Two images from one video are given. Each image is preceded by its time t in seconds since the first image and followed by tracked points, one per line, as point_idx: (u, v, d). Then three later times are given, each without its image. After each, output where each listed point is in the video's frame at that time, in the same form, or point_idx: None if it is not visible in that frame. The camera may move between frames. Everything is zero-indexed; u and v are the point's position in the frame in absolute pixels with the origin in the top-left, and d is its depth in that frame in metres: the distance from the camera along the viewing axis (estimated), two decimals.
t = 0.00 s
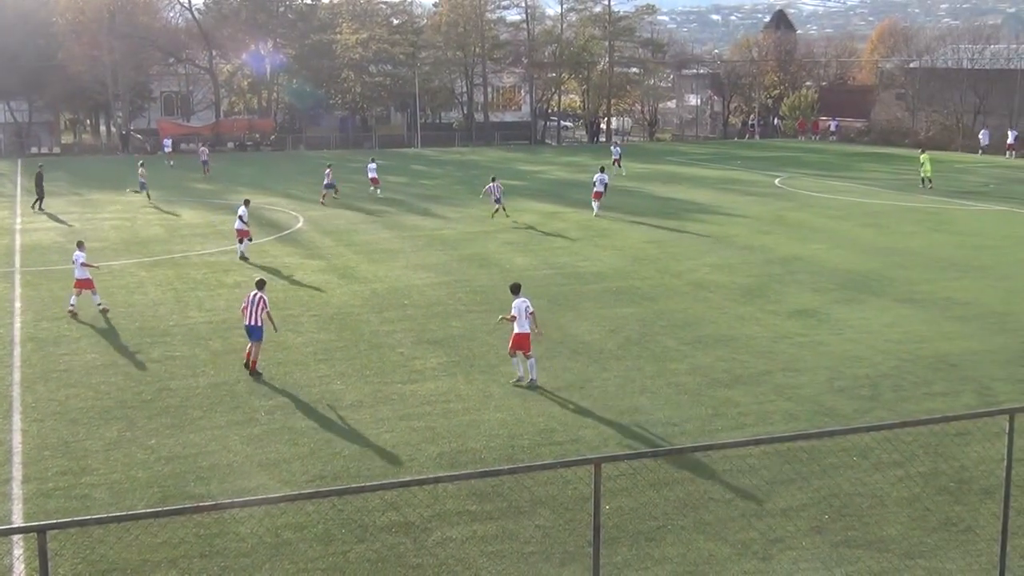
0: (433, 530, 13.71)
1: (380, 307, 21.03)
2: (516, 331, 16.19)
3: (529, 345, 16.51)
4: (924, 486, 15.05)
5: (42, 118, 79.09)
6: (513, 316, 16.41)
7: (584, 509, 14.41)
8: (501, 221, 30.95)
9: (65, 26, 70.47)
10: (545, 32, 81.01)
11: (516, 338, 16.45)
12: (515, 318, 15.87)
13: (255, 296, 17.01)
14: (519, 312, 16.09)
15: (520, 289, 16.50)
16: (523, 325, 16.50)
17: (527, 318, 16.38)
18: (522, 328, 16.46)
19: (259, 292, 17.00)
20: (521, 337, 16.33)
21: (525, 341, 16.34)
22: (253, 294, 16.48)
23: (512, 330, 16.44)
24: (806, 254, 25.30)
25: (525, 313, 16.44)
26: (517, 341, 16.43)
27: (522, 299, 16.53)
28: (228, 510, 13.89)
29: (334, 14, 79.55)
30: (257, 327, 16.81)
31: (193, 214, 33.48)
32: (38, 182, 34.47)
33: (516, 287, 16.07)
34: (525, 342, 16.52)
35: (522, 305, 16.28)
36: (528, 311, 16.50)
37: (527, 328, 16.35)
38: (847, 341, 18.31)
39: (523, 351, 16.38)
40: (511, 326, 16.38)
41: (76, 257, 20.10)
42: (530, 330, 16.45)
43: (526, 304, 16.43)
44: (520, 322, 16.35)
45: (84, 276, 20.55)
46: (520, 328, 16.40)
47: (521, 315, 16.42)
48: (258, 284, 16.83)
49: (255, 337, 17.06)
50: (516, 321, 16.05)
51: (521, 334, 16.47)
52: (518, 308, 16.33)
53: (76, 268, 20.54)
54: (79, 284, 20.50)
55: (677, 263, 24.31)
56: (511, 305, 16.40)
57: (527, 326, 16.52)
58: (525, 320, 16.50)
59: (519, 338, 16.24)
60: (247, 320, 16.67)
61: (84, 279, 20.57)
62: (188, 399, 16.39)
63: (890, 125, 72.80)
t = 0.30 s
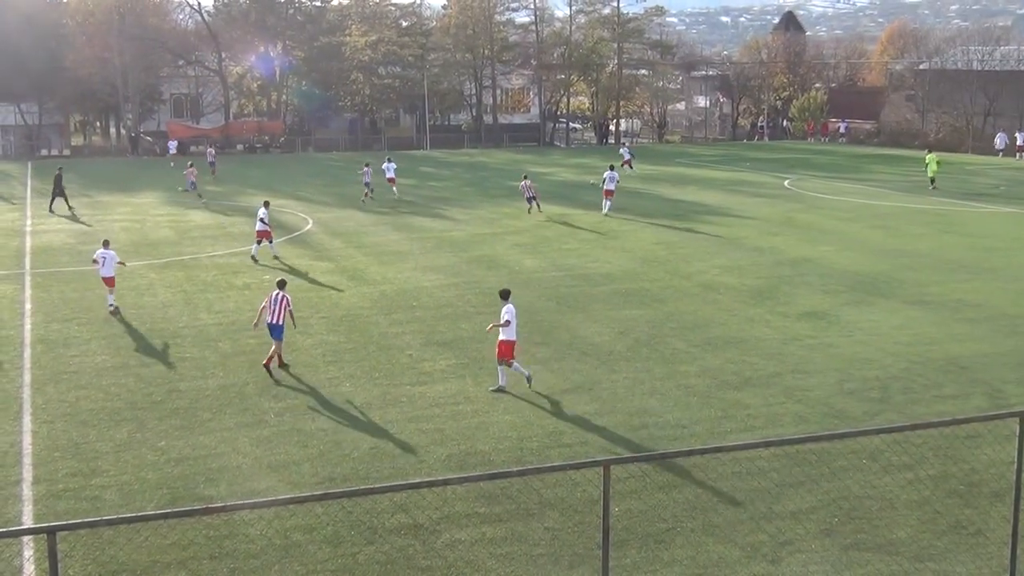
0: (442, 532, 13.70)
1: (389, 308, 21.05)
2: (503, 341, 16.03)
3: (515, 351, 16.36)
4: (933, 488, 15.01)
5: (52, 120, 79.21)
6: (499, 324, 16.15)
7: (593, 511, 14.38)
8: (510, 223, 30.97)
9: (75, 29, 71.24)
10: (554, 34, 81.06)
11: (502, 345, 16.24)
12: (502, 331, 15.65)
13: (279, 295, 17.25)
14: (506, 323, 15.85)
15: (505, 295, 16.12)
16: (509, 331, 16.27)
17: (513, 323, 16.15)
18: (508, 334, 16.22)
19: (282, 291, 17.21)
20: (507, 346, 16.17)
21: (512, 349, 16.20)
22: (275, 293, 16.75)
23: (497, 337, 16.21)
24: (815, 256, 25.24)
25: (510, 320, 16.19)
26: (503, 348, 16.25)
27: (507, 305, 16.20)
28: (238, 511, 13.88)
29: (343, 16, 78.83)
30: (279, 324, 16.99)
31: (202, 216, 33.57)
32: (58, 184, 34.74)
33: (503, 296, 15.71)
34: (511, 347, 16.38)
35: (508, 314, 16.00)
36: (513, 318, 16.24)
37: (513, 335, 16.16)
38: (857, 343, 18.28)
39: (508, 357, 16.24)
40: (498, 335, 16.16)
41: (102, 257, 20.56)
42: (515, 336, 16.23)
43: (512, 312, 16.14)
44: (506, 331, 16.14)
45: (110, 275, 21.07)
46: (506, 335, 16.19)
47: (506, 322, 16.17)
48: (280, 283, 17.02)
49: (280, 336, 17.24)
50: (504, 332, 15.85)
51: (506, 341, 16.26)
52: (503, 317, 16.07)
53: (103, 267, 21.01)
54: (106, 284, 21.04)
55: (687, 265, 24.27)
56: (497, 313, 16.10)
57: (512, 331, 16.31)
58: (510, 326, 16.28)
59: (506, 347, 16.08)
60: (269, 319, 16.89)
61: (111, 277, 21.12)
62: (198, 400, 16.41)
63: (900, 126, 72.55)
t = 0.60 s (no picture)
0: (449, 539, 13.68)
1: (397, 315, 21.05)
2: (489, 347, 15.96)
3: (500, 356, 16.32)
4: (942, 496, 14.96)
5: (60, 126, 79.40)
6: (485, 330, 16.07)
7: (599, 517, 14.35)
8: (516, 229, 30.97)
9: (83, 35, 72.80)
10: (561, 40, 81.30)
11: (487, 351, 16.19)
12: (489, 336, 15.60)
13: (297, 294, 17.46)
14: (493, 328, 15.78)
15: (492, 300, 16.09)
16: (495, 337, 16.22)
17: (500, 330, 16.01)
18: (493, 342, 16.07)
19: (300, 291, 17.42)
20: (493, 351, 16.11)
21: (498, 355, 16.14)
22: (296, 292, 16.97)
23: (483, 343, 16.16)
24: (823, 262, 25.22)
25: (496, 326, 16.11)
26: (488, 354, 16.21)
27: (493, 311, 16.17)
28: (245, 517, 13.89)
29: (351, 22, 78.87)
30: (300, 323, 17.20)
31: (209, 222, 33.60)
32: (77, 188, 35.07)
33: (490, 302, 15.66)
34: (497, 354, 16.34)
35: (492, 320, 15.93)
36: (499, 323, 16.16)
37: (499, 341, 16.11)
38: (865, 350, 18.25)
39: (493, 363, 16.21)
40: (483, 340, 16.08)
41: (120, 260, 20.73)
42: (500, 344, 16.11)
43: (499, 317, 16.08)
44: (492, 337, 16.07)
45: (127, 277, 21.24)
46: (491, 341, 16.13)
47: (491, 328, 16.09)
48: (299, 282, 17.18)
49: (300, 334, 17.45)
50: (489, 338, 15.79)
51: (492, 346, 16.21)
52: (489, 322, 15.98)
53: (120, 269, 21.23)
54: (122, 285, 21.20)
55: (694, 271, 24.27)
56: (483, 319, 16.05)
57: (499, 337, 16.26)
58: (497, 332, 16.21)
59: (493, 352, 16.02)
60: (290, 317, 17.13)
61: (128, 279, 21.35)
62: (205, 406, 16.40)
63: (907, 133, 72.46)
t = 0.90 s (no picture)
0: (467, 550, 13.36)
1: (414, 322, 20.79)
2: (486, 351, 15.86)
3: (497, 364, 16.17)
4: (971, 508, 14.56)
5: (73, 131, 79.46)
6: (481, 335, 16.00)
7: (620, 530, 14.01)
8: (535, 234, 30.65)
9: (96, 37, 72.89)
10: (581, 42, 81.00)
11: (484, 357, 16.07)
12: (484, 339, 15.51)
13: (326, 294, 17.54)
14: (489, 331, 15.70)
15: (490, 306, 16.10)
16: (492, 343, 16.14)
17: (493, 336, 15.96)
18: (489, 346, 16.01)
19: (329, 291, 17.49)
20: (490, 356, 15.97)
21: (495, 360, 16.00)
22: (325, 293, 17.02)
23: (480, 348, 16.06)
24: (848, 269, 24.80)
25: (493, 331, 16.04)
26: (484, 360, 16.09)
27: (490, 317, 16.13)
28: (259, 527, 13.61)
29: (368, 24, 78.45)
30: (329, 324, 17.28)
31: (223, 227, 33.40)
32: (95, 193, 35.56)
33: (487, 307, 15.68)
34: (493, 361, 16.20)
35: (490, 324, 15.89)
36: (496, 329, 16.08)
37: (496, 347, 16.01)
38: (892, 358, 17.87)
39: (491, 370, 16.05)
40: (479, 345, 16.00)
41: (136, 264, 20.65)
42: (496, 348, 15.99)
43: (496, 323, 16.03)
44: (489, 342, 15.97)
45: (144, 280, 21.18)
46: (488, 346, 16.02)
47: (489, 333, 16.00)
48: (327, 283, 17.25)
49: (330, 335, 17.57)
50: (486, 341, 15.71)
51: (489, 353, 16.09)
52: (486, 327, 15.92)
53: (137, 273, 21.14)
54: (138, 288, 21.14)
55: (716, 278, 23.91)
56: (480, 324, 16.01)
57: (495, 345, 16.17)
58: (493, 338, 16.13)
59: (488, 357, 15.89)
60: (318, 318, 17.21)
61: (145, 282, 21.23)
62: (219, 415, 16.14)
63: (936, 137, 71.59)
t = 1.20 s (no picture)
0: (486, 566, 12.97)
1: (432, 331, 20.44)
2: (485, 358, 15.74)
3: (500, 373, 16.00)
4: (1006, 524, 14.11)
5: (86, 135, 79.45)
6: (482, 342, 15.92)
7: (643, 545, 13.58)
8: (557, 241, 30.28)
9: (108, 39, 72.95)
10: (602, 44, 80.51)
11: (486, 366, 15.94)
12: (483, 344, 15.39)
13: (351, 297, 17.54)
14: (489, 337, 15.61)
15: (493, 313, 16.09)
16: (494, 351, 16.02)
17: (494, 342, 15.87)
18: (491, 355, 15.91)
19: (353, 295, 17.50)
20: (490, 364, 15.84)
21: (496, 369, 15.83)
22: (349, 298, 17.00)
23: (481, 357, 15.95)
24: (877, 278, 24.30)
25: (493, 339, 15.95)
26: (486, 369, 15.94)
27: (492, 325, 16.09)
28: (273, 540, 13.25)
29: (386, 26, 78.77)
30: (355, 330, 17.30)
31: (239, 234, 33.13)
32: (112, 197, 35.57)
33: (486, 312, 15.67)
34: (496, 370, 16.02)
35: (490, 330, 15.81)
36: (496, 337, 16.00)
37: (497, 355, 15.88)
38: (924, 369, 17.41)
39: (493, 379, 15.87)
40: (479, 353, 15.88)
41: (151, 266, 20.95)
42: (498, 357, 15.90)
43: (497, 330, 15.95)
44: (489, 349, 15.88)
45: (157, 283, 21.48)
46: (489, 354, 15.89)
47: (489, 341, 15.91)
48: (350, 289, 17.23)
49: (357, 339, 17.60)
50: (485, 348, 15.63)
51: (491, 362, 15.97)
52: (486, 334, 15.86)
53: (150, 275, 21.35)
54: (152, 291, 21.42)
55: (741, 286, 23.50)
56: (481, 331, 15.97)
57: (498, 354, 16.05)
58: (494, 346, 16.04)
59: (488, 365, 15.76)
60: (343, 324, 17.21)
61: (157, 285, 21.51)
62: (233, 425, 15.81)
63: (969, 141, 70.40)
